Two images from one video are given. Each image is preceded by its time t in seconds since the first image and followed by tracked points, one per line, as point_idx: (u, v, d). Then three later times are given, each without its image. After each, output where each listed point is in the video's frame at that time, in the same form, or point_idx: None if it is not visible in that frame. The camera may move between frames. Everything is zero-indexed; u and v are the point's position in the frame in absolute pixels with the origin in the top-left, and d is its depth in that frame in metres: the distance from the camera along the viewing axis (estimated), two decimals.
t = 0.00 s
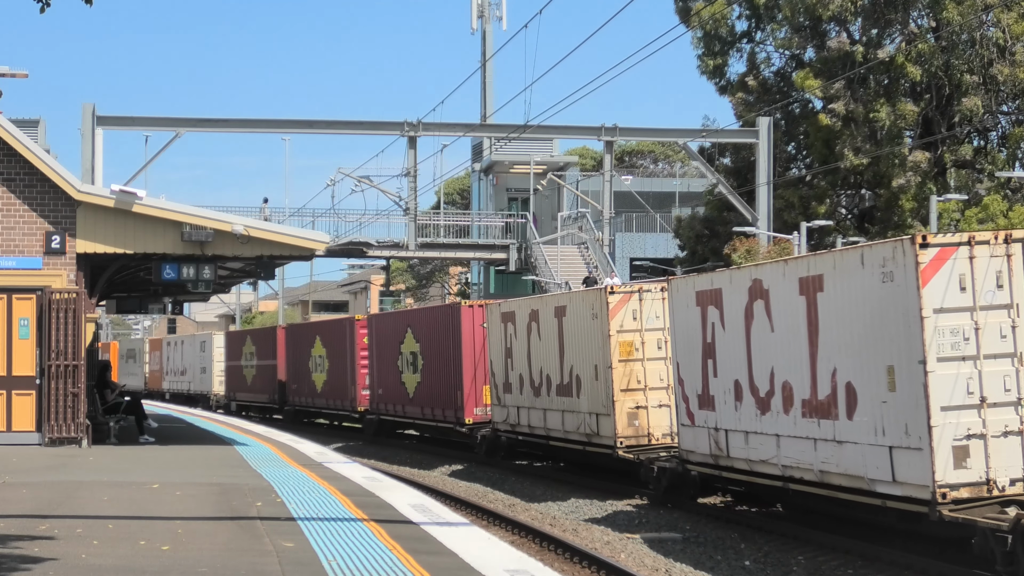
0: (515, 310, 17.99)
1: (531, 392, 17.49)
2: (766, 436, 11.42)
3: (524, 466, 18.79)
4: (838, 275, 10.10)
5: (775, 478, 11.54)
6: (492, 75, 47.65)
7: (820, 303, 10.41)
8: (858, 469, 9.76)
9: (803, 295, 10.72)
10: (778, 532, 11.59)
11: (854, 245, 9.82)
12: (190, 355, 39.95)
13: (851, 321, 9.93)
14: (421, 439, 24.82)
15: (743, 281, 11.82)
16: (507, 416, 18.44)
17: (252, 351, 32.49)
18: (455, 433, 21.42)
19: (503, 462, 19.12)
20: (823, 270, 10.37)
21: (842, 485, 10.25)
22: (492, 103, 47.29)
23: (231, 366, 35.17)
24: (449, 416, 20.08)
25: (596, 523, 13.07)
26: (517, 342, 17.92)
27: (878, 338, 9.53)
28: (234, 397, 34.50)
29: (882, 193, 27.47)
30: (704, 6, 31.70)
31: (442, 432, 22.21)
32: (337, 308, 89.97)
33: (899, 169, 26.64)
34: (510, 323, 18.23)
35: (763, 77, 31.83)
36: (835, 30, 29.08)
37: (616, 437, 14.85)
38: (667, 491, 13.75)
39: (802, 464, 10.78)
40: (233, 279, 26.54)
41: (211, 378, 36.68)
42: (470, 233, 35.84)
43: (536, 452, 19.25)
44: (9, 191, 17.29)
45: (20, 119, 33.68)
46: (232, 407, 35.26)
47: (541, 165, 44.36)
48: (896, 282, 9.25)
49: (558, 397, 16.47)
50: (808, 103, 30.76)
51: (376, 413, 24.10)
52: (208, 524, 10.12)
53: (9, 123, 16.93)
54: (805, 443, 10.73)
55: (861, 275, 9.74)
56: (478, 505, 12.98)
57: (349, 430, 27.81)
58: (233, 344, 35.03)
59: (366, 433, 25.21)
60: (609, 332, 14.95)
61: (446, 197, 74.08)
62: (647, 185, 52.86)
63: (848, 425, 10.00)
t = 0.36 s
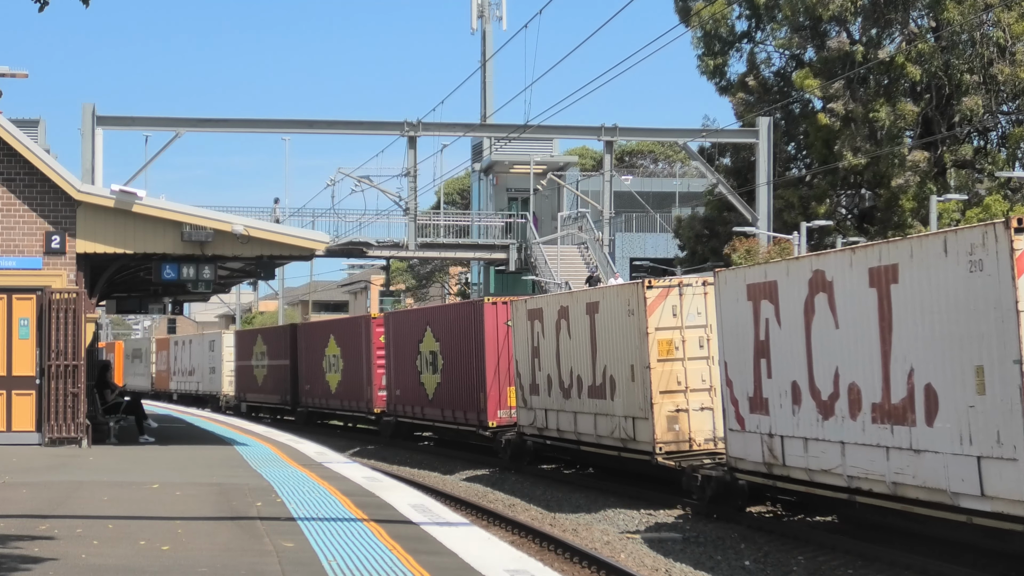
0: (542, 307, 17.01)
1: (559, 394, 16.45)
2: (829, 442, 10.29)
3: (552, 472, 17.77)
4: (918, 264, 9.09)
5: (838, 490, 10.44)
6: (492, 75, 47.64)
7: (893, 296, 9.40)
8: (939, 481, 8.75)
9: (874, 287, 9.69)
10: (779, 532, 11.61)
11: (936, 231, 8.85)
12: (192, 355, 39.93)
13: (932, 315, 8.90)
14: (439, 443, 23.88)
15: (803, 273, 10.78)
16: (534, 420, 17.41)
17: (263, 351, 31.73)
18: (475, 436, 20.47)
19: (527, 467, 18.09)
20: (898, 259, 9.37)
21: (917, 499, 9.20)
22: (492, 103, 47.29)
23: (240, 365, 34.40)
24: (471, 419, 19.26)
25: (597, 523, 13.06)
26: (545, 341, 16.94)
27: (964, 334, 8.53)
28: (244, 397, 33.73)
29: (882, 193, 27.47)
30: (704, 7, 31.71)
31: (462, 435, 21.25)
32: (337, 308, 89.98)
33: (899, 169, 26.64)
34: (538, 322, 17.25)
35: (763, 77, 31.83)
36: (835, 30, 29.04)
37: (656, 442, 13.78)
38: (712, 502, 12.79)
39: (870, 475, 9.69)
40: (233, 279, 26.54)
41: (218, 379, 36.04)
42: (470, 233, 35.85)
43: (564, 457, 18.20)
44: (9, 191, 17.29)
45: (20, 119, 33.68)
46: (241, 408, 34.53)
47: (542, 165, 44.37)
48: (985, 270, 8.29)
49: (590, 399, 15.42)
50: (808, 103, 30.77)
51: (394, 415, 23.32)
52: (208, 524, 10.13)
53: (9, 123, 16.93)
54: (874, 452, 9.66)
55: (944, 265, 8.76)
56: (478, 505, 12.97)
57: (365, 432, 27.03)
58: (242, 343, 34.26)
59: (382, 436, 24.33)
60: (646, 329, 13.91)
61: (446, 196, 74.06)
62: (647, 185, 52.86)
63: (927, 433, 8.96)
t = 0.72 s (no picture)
0: (573, 304, 15.97)
1: (593, 396, 15.41)
2: (905, 451, 9.26)
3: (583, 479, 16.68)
4: (1015, 252, 8.07)
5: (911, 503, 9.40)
6: (492, 75, 47.66)
7: (981, 290, 8.39)
8: None
9: (958, 279, 8.67)
10: (779, 531, 11.59)
11: None
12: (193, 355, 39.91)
13: None
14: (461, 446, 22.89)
15: (873, 264, 9.74)
16: (564, 423, 16.37)
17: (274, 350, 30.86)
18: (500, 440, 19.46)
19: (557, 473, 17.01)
20: (987, 248, 8.36)
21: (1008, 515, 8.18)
22: (492, 103, 47.29)
23: (250, 365, 33.55)
24: (495, 422, 18.24)
25: (597, 523, 13.06)
26: (577, 340, 15.87)
27: None
28: (253, 399, 32.90)
29: (882, 193, 27.46)
30: (704, 7, 31.72)
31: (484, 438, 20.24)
32: (337, 308, 90.00)
33: (898, 169, 26.65)
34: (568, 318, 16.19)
35: (763, 77, 31.82)
36: (836, 30, 29.00)
37: (700, 448, 12.67)
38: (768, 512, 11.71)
39: (951, 488, 8.67)
40: (233, 279, 26.55)
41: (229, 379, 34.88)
42: (470, 233, 35.85)
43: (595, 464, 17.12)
44: (9, 191, 17.29)
45: (20, 119, 33.69)
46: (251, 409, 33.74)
47: (541, 165, 44.39)
48: None
49: (627, 401, 14.38)
50: (809, 103, 30.78)
51: (412, 417, 22.41)
52: (208, 524, 10.13)
53: (9, 123, 16.94)
54: (956, 462, 8.64)
55: None
56: (478, 505, 12.97)
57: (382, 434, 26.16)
58: (253, 343, 33.40)
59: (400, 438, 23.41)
60: (690, 327, 12.80)
61: (445, 196, 74.06)
62: (647, 185, 52.87)
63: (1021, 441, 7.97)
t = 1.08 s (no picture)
0: (606, 299, 14.78)
1: (628, 398, 14.18)
2: (996, 462, 7.93)
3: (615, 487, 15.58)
4: None
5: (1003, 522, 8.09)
6: (492, 75, 47.66)
7: None
8: None
9: None
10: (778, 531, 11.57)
11: None
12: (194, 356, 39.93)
13: None
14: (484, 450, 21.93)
15: (958, 249, 8.44)
16: (597, 428, 15.20)
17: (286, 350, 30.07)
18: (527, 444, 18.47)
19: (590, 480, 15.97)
20: None
21: None
22: (492, 103, 47.29)
23: (262, 366, 32.81)
24: (523, 426, 17.27)
25: (597, 523, 13.06)
26: (612, 338, 14.67)
27: None
28: (265, 400, 32.15)
29: (882, 193, 27.47)
30: (704, 7, 31.73)
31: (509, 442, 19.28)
32: (337, 308, 90.02)
33: (898, 168, 26.67)
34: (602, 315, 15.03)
35: (763, 77, 31.82)
36: (836, 30, 28.99)
37: (751, 455, 11.46)
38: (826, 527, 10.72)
39: None
40: (233, 279, 26.54)
41: (239, 379, 34.32)
42: (470, 233, 35.84)
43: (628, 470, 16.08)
44: (9, 191, 17.29)
45: (20, 119, 33.69)
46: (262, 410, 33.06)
47: (541, 165, 44.41)
48: None
49: (667, 404, 13.16)
50: (808, 103, 30.79)
51: (431, 419, 21.53)
52: (208, 524, 10.13)
53: (9, 123, 16.94)
54: None
55: None
56: (478, 505, 12.97)
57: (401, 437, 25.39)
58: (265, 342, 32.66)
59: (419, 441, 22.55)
60: (740, 323, 11.59)
61: (446, 196, 74.11)
62: (647, 185, 52.88)
63: None
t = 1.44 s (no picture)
0: (645, 294, 13.68)
1: (670, 399, 13.09)
2: None
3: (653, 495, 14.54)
4: None
5: None
6: (492, 75, 47.65)
7: None
8: None
9: None
10: (778, 531, 11.50)
11: None
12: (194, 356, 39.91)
13: None
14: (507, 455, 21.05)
15: None
16: (634, 432, 14.12)
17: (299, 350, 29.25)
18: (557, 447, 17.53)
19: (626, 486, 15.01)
20: None
21: None
22: (492, 102, 47.29)
23: (274, 365, 31.92)
24: (554, 430, 16.50)
25: (596, 523, 13.06)
26: (651, 336, 13.56)
27: None
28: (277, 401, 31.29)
29: (882, 193, 27.47)
30: (704, 7, 31.72)
31: (536, 446, 18.39)
32: (337, 308, 90.02)
33: (898, 168, 26.64)
34: (638, 312, 13.94)
35: (763, 77, 31.80)
36: (836, 30, 28.99)
37: (810, 464, 10.27)
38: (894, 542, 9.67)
39: None
40: (233, 279, 26.54)
41: (251, 379, 33.21)
42: (470, 233, 35.85)
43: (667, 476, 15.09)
44: (9, 191, 17.29)
45: (20, 119, 33.68)
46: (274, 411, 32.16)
47: (541, 165, 44.42)
48: None
49: (714, 407, 12.05)
50: (808, 103, 30.77)
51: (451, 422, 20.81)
52: (208, 524, 10.13)
53: (9, 123, 16.94)
54: None
55: None
56: (478, 505, 12.97)
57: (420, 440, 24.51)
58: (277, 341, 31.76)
59: (439, 444, 21.69)
60: (797, 319, 10.39)
61: (445, 196, 74.11)
62: (647, 185, 52.88)
63: None
